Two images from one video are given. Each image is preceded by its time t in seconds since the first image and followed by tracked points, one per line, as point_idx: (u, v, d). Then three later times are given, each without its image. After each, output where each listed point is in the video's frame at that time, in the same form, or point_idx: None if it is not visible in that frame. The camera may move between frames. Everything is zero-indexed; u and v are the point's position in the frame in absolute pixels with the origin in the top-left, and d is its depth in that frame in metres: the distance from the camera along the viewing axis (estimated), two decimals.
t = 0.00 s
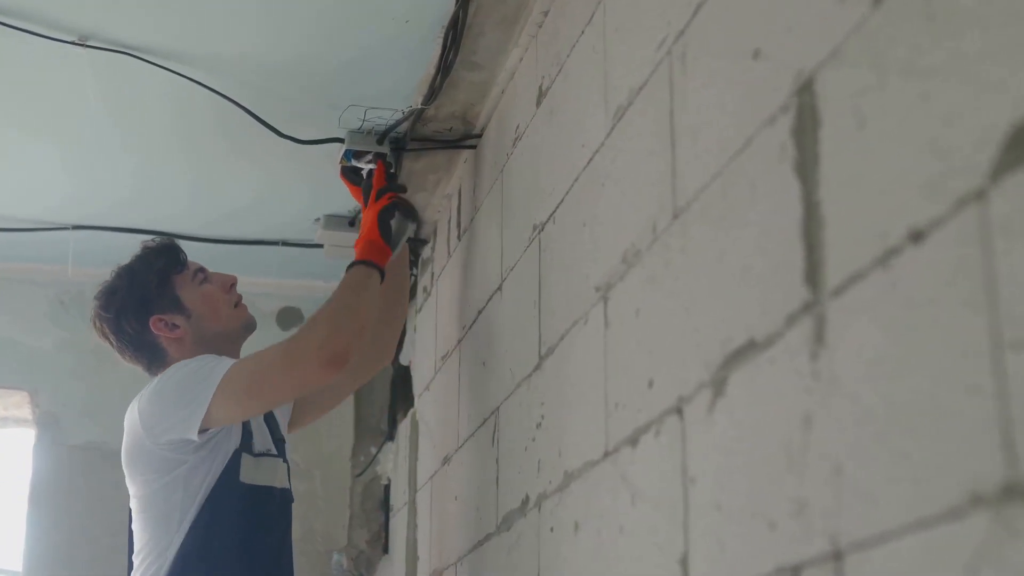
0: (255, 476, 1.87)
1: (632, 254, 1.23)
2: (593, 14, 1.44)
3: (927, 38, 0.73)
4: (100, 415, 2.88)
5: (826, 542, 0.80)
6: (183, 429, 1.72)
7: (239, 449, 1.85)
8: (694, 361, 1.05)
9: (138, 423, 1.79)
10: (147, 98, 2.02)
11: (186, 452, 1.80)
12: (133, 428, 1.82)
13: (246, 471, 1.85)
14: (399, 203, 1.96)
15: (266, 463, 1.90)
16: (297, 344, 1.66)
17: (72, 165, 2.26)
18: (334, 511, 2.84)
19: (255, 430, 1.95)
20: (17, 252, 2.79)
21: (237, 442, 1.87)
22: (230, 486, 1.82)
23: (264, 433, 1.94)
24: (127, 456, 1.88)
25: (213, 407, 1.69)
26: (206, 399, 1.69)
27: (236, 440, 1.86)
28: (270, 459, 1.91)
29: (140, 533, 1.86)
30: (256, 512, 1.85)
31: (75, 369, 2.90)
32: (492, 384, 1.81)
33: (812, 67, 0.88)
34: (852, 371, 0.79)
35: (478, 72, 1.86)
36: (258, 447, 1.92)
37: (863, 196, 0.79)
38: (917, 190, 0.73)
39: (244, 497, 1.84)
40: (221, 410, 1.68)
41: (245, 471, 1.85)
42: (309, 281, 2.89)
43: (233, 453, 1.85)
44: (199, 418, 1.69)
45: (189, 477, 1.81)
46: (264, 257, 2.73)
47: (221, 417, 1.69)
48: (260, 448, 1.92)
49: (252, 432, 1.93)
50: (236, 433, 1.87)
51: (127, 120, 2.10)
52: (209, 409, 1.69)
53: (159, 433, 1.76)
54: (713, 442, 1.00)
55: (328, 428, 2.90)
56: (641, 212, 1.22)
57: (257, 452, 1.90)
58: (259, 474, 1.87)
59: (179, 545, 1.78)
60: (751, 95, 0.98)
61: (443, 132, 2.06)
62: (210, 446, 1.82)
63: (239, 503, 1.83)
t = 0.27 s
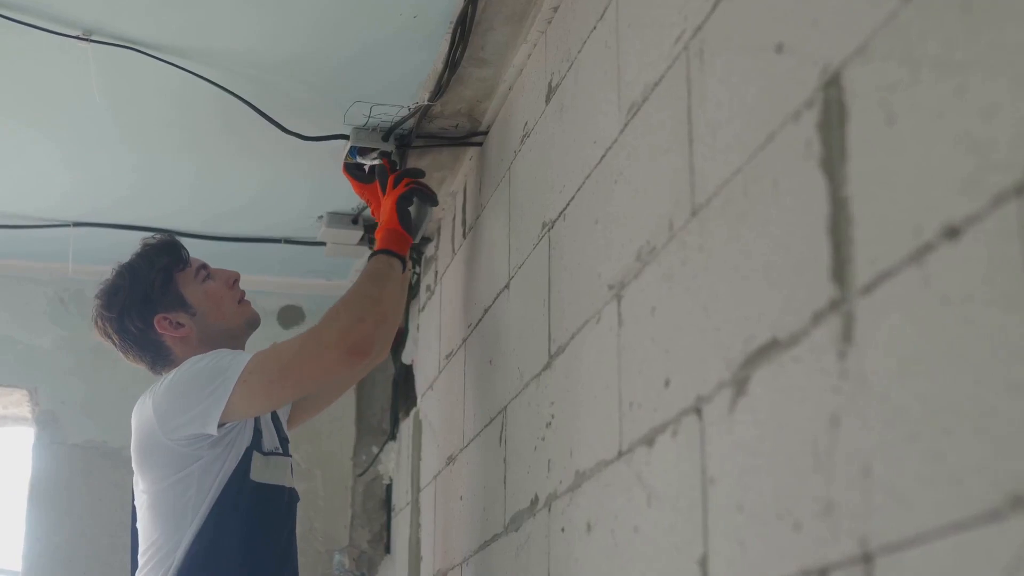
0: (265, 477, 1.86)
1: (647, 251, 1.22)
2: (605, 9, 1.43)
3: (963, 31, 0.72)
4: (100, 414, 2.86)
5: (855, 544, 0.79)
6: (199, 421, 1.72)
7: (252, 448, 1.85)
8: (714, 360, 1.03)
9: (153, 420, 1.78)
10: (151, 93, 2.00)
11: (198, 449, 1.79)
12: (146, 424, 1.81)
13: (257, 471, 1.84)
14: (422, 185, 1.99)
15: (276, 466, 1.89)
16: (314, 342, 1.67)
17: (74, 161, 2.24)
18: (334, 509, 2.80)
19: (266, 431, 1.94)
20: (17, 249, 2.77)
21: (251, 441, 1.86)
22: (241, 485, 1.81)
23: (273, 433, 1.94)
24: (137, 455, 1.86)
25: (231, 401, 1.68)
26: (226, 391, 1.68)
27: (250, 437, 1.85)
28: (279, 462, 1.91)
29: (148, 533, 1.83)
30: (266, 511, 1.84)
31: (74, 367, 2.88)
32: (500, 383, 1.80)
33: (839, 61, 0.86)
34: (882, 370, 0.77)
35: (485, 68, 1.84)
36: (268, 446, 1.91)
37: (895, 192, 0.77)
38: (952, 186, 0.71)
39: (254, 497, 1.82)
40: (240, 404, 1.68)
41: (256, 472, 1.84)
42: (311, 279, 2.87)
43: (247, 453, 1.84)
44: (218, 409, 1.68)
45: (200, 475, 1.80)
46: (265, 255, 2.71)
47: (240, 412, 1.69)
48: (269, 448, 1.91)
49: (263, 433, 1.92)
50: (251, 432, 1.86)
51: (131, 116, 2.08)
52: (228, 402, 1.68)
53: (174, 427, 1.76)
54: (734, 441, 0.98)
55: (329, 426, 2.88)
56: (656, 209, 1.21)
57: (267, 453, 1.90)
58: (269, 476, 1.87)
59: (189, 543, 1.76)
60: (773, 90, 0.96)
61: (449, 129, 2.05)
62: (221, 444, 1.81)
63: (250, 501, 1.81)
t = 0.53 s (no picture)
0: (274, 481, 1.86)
1: (665, 253, 1.20)
2: (620, 7, 1.41)
3: (1007, 29, 0.70)
4: (100, 415, 2.83)
5: (891, 555, 0.77)
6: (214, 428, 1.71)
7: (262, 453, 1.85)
8: (738, 364, 1.01)
9: (164, 424, 1.76)
10: (156, 92, 1.98)
11: (210, 454, 1.78)
12: (155, 428, 1.79)
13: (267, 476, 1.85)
14: (434, 185, 1.98)
15: (287, 468, 1.90)
16: (329, 349, 1.70)
17: (76, 160, 2.21)
18: (336, 511, 2.79)
19: (274, 436, 1.95)
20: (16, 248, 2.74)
21: (261, 445, 1.87)
22: (251, 490, 1.81)
23: (281, 438, 1.95)
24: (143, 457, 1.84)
25: (249, 406, 1.69)
26: (244, 396, 1.68)
27: (262, 443, 1.86)
28: (288, 464, 1.92)
29: (154, 537, 1.82)
30: (279, 515, 1.84)
31: (74, 368, 2.85)
32: (508, 385, 1.77)
33: (874, 59, 0.84)
34: (921, 376, 0.75)
35: (494, 67, 1.82)
36: (277, 451, 1.93)
37: (933, 194, 0.75)
38: (998, 186, 0.69)
39: (263, 500, 1.83)
40: (259, 408, 1.69)
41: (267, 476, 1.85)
42: (313, 279, 2.85)
43: (257, 458, 1.85)
44: (236, 416, 1.68)
45: (211, 480, 1.79)
46: (267, 255, 2.69)
47: (260, 415, 1.70)
48: (277, 452, 1.92)
49: (271, 437, 1.93)
50: (261, 438, 1.87)
51: (135, 115, 2.05)
52: (245, 406, 1.69)
53: (187, 432, 1.74)
54: (760, 447, 0.96)
55: (330, 428, 2.86)
56: (675, 210, 1.18)
57: (275, 457, 1.91)
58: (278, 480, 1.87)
59: (200, 549, 1.76)
60: (802, 89, 0.94)
61: (456, 129, 2.03)
62: (233, 450, 1.81)
63: (260, 506, 1.82)
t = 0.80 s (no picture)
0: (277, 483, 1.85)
1: (679, 251, 1.18)
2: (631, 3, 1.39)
3: None
4: (98, 415, 2.80)
5: (919, 558, 0.75)
6: (217, 431, 1.70)
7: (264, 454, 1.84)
8: (755, 364, 1.00)
9: (165, 426, 1.75)
10: (156, 88, 1.95)
11: (213, 457, 1.76)
12: (157, 430, 1.77)
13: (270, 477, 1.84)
14: (439, 188, 1.97)
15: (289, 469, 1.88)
16: (333, 350, 1.67)
17: (75, 157, 2.19)
18: (336, 513, 2.78)
19: (276, 438, 1.93)
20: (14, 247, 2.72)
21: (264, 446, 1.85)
22: (253, 491, 1.79)
23: (283, 439, 1.94)
24: (144, 460, 1.82)
25: (253, 407, 1.67)
26: (248, 398, 1.66)
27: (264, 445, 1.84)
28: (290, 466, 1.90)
29: (155, 540, 1.80)
30: (281, 517, 1.83)
31: (72, 367, 2.83)
32: (513, 385, 1.76)
33: (899, 53, 0.83)
34: (950, 376, 0.74)
35: (499, 64, 1.80)
36: (279, 452, 1.93)
37: (962, 190, 0.74)
38: None
39: (266, 501, 1.81)
40: (262, 410, 1.67)
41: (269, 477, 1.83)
42: (313, 277, 2.82)
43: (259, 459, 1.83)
44: (239, 418, 1.67)
45: (213, 482, 1.77)
46: (267, 254, 2.67)
47: (264, 416, 1.68)
48: (279, 453, 1.91)
49: (273, 438, 1.92)
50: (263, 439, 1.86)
51: (135, 111, 2.03)
52: (249, 408, 1.67)
53: (189, 435, 1.72)
54: (779, 448, 0.95)
55: (330, 428, 2.84)
56: (688, 208, 1.17)
57: (277, 458, 1.89)
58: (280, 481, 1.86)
59: (202, 553, 1.74)
60: (823, 84, 0.93)
61: (459, 127, 2.01)
62: (235, 452, 1.79)
63: (263, 508, 1.80)
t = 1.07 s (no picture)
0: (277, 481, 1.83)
1: (691, 246, 1.16)
2: None
3: None
4: (93, 413, 2.78)
5: (946, 558, 0.74)
6: (216, 430, 1.67)
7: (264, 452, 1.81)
8: (771, 361, 0.98)
9: (162, 426, 1.72)
10: (154, 81, 1.93)
11: (211, 456, 1.74)
12: (154, 431, 1.74)
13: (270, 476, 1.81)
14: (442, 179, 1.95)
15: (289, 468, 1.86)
16: (328, 344, 1.64)
17: (71, 151, 2.16)
18: (334, 511, 2.75)
19: (275, 436, 1.91)
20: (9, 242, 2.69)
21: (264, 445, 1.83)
22: (253, 490, 1.77)
23: (282, 437, 1.92)
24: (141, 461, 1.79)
25: (251, 406, 1.64)
26: (246, 396, 1.64)
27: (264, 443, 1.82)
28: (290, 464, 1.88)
29: (153, 541, 1.78)
30: (282, 517, 1.81)
31: (67, 365, 2.80)
32: (516, 383, 1.74)
33: (924, 42, 0.81)
34: (979, 372, 0.72)
35: (503, 57, 1.78)
36: (279, 451, 1.90)
37: (992, 182, 0.72)
38: None
39: (266, 500, 1.79)
40: (261, 409, 1.65)
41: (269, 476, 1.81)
42: (311, 275, 2.80)
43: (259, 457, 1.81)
44: (238, 417, 1.64)
45: (212, 482, 1.75)
46: (265, 250, 2.64)
47: (261, 415, 1.65)
48: (279, 452, 1.89)
49: (272, 436, 1.90)
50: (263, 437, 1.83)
51: (132, 105, 2.00)
52: (247, 407, 1.64)
53: (187, 435, 1.70)
54: (797, 446, 0.93)
55: (328, 426, 2.82)
56: (701, 202, 1.15)
57: (277, 456, 1.87)
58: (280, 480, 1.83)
59: (201, 553, 1.72)
60: (844, 75, 0.91)
61: (461, 121, 1.99)
62: (234, 451, 1.76)
63: (263, 506, 1.78)
